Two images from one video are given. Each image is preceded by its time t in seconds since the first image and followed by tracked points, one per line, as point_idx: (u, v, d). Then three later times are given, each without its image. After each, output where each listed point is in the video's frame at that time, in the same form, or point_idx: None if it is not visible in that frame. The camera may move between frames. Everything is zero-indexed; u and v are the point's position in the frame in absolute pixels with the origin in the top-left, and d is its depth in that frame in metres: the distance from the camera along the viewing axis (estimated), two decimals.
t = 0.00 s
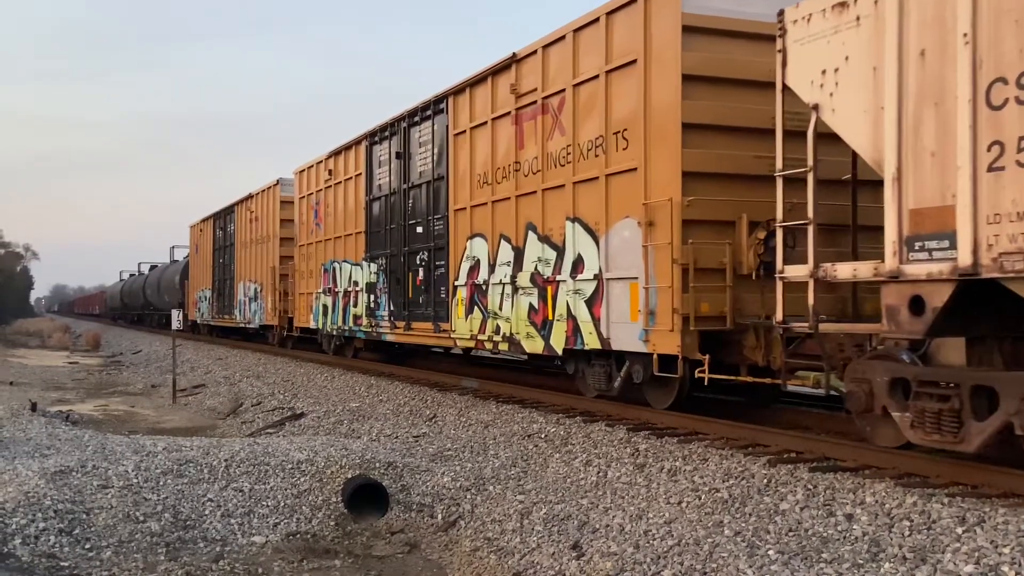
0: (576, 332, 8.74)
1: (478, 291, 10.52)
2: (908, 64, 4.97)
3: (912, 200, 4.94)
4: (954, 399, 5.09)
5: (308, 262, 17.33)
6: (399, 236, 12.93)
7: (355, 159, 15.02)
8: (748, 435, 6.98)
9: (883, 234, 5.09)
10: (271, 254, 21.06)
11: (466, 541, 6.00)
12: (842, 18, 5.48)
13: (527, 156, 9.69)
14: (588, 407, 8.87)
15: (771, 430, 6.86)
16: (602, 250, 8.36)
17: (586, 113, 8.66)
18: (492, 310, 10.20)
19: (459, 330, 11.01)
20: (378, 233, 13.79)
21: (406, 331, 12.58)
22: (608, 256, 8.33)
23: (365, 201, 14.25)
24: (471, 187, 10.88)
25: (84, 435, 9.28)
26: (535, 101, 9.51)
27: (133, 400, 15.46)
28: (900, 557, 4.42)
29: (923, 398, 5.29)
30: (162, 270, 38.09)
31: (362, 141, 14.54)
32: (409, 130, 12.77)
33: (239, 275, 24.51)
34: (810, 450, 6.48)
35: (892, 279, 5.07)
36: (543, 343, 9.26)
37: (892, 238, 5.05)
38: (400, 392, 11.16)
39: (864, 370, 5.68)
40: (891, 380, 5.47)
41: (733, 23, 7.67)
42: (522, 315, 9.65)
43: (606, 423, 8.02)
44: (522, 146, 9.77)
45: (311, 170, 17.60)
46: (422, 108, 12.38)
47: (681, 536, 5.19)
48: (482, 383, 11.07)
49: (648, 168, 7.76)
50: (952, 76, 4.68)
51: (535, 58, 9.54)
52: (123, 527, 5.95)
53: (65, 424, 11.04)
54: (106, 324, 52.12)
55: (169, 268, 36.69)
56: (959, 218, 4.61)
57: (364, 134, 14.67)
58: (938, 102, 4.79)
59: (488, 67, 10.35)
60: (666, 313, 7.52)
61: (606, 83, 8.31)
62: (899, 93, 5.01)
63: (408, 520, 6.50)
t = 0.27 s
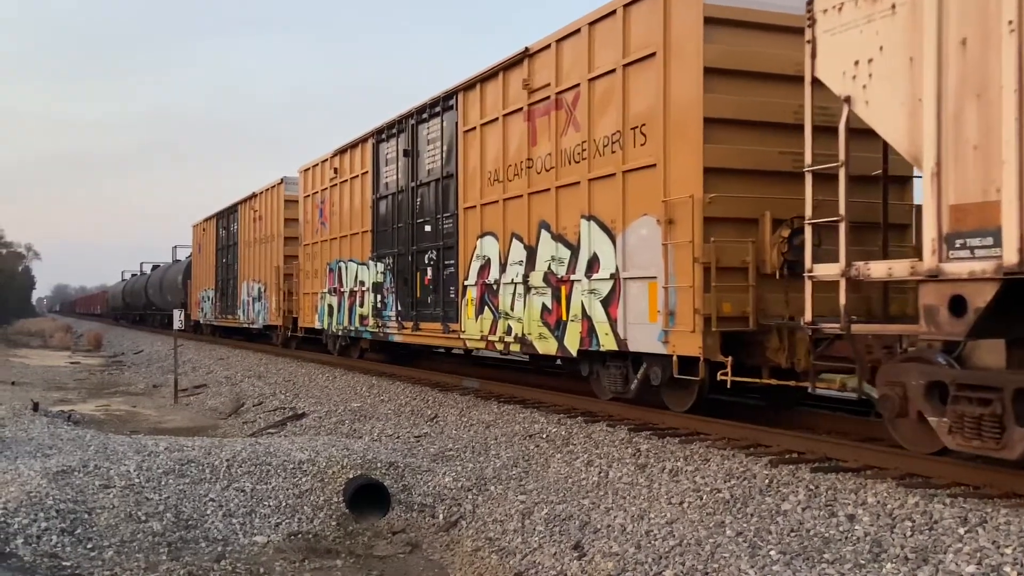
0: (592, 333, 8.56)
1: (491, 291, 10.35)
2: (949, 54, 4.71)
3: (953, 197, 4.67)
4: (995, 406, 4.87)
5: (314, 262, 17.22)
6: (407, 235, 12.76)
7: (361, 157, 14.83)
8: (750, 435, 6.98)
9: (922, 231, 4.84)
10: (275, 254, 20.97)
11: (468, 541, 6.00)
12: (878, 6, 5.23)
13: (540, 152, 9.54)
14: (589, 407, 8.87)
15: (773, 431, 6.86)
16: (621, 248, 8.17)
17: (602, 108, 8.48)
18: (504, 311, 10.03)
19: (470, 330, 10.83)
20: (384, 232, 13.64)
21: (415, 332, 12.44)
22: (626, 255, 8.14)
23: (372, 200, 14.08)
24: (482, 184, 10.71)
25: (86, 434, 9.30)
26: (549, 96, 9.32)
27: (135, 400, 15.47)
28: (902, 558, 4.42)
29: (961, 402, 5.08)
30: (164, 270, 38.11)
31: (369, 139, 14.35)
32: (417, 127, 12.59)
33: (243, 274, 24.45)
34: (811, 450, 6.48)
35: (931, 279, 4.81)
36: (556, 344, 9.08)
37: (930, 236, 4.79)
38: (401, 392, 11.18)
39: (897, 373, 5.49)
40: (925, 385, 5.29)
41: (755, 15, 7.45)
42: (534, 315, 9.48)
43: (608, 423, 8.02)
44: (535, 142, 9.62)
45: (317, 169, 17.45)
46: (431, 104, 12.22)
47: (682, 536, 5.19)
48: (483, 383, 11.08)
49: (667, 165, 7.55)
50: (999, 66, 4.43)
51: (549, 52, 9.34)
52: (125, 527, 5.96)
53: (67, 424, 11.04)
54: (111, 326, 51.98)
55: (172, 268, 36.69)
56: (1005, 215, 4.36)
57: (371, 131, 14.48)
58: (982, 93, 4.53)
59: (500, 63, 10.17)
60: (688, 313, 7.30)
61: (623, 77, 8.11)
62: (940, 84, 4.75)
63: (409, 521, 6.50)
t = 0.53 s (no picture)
0: (607, 333, 8.37)
1: (501, 290, 10.16)
2: (990, 43, 4.56)
3: (996, 191, 4.50)
4: None
5: (317, 261, 17.09)
6: (414, 233, 12.59)
7: (367, 154, 14.65)
8: (750, 435, 6.98)
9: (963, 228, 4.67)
10: (279, 253, 20.89)
11: (469, 541, 6.00)
12: None
13: (553, 149, 9.34)
14: (590, 407, 8.87)
15: (774, 430, 6.85)
16: (637, 247, 7.95)
17: (618, 103, 8.27)
18: (514, 310, 9.84)
19: (479, 329, 10.64)
20: (390, 231, 13.46)
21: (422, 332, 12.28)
22: (643, 254, 7.91)
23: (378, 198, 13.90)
24: (492, 182, 10.53)
25: (87, 434, 9.31)
26: (562, 91, 9.12)
27: (136, 399, 15.47)
28: (903, 557, 4.42)
29: (1001, 406, 4.78)
30: (166, 269, 38.09)
31: (374, 136, 14.17)
32: (425, 124, 12.41)
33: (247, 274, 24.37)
34: (812, 450, 6.48)
35: (973, 277, 4.64)
36: (570, 345, 8.89)
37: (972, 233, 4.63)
38: (402, 392, 11.18)
39: (932, 376, 5.23)
40: (962, 388, 5.02)
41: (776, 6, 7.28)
42: (547, 314, 9.29)
43: (608, 423, 8.02)
44: (547, 138, 9.42)
45: (321, 167, 17.30)
46: (439, 100, 12.02)
47: (683, 536, 5.19)
48: (484, 383, 11.07)
49: (687, 160, 7.34)
50: None
51: (563, 46, 9.15)
52: (126, 526, 5.96)
53: (67, 423, 11.04)
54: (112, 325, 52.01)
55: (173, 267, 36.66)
56: None
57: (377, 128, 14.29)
58: None
59: (511, 57, 9.98)
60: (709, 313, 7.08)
61: (640, 70, 7.90)
62: (980, 74, 4.61)
63: (410, 520, 6.50)
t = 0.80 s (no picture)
0: (622, 334, 8.17)
1: (512, 289, 10.00)
2: None
3: None
4: None
5: (320, 260, 17.03)
6: (420, 232, 12.44)
7: (372, 151, 14.50)
8: (751, 435, 6.98)
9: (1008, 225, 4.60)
10: (281, 252, 20.86)
11: (469, 540, 6.00)
12: None
13: (565, 145, 9.14)
14: (590, 406, 8.88)
15: (774, 431, 6.85)
16: (653, 246, 7.73)
17: (634, 97, 8.06)
18: (526, 311, 9.65)
19: (488, 330, 10.49)
20: (396, 230, 13.31)
21: (428, 332, 12.15)
22: (659, 253, 7.68)
23: (383, 196, 13.74)
24: (501, 178, 10.35)
25: (87, 433, 9.32)
26: (574, 86, 8.93)
27: (135, 399, 15.48)
28: (903, 558, 4.42)
29: None
30: (167, 268, 38.15)
31: (380, 133, 14.01)
32: (432, 120, 12.23)
33: (249, 273, 24.35)
34: (812, 450, 6.48)
35: (1018, 274, 4.56)
36: (583, 346, 8.70)
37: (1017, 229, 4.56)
38: (401, 392, 11.20)
39: (967, 380, 5.12)
40: (1001, 394, 4.90)
41: None
42: (559, 315, 9.10)
43: (609, 422, 8.02)
44: (559, 134, 9.23)
45: (325, 164, 17.18)
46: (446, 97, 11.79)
47: (683, 536, 5.19)
48: (483, 383, 11.08)
49: (707, 156, 7.11)
50: None
51: (575, 40, 8.96)
52: (126, 525, 5.96)
53: (67, 422, 11.06)
54: (112, 324, 52.07)
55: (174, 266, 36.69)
56: None
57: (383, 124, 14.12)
58: None
59: (522, 51, 9.80)
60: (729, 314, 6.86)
61: (657, 65, 7.69)
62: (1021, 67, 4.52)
63: (410, 520, 6.50)
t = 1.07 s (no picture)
0: (637, 335, 7.96)
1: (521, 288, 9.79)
2: None
3: None
4: None
5: (321, 259, 17.00)
6: (426, 230, 12.24)
7: (377, 148, 14.30)
8: (750, 435, 6.98)
9: None
10: (284, 252, 20.87)
11: (468, 540, 6.00)
12: None
13: (578, 141, 8.92)
14: (589, 406, 8.89)
15: (774, 431, 6.85)
16: (671, 243, 7.48)
17: (651, 91, 7.82)
18: (536, 310, 9.45)
19: (496, 330, 10.27)
20: (402, 228, 13.11)
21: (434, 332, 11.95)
22: (677, 252, 7.43)
23: (389, 193, 13.54)
24: (512, 175, 10.13)
25: (87, 433, 9.32)
26: (588, 80, 8.71)
27: (135, 398, 15.49)
28: (902, 558, 4.42)
29: None
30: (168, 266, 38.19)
31: (386, 129, 13.80)
32: (439, 116, 12.02)
33: (251, 272, 24.37)
34: (812, 451, 6.48)
35: None
36: (596, 347, 8.49)
37: None
38: (401, 391, 11.21)
39: (1007, 383, 5.04)
40: None
41: None
42: (571, 315, 8.90)
43: (608, 422, 8.01)
44: (571, 130, 9.02)
45: (328, 162, 17.03)
46: (454, 92, 11.61)
47: (682, 536, 5.19)
48: (483, 382, 11.09)
49: (728, 151, 6.86)
50: None
51: (588, 33, 8.74)
52: (125, 525, 5.96)
53: (66, 422, 11.08)
54: (112, 323, 52.12)
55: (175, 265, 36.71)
56: None
57: (389, 121, 13.90)
58: None
59: (533, 45, 9.60)
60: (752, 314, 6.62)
61: (676, 58, 7.45)
62: None
63: (409, 519, 6.50)
